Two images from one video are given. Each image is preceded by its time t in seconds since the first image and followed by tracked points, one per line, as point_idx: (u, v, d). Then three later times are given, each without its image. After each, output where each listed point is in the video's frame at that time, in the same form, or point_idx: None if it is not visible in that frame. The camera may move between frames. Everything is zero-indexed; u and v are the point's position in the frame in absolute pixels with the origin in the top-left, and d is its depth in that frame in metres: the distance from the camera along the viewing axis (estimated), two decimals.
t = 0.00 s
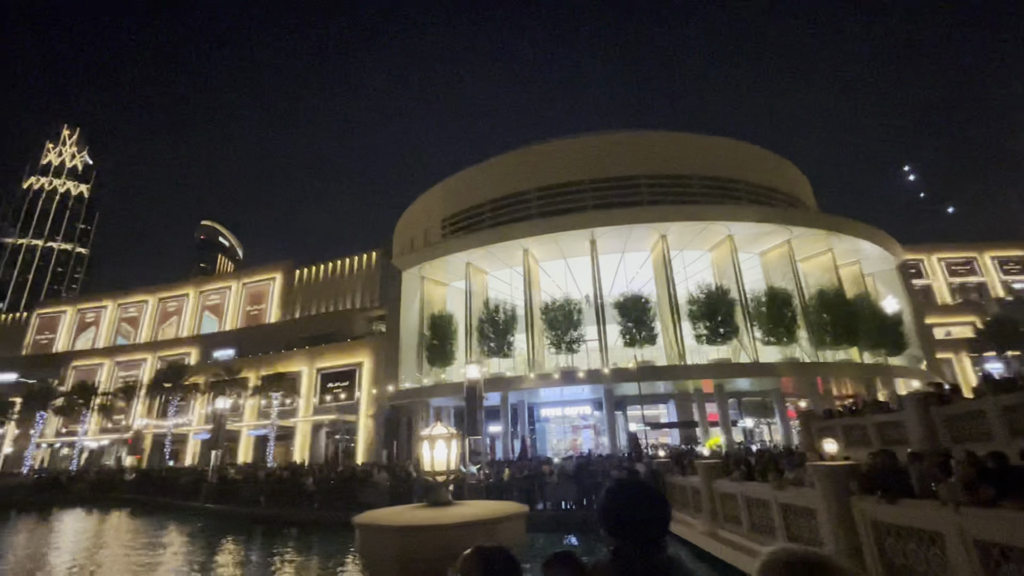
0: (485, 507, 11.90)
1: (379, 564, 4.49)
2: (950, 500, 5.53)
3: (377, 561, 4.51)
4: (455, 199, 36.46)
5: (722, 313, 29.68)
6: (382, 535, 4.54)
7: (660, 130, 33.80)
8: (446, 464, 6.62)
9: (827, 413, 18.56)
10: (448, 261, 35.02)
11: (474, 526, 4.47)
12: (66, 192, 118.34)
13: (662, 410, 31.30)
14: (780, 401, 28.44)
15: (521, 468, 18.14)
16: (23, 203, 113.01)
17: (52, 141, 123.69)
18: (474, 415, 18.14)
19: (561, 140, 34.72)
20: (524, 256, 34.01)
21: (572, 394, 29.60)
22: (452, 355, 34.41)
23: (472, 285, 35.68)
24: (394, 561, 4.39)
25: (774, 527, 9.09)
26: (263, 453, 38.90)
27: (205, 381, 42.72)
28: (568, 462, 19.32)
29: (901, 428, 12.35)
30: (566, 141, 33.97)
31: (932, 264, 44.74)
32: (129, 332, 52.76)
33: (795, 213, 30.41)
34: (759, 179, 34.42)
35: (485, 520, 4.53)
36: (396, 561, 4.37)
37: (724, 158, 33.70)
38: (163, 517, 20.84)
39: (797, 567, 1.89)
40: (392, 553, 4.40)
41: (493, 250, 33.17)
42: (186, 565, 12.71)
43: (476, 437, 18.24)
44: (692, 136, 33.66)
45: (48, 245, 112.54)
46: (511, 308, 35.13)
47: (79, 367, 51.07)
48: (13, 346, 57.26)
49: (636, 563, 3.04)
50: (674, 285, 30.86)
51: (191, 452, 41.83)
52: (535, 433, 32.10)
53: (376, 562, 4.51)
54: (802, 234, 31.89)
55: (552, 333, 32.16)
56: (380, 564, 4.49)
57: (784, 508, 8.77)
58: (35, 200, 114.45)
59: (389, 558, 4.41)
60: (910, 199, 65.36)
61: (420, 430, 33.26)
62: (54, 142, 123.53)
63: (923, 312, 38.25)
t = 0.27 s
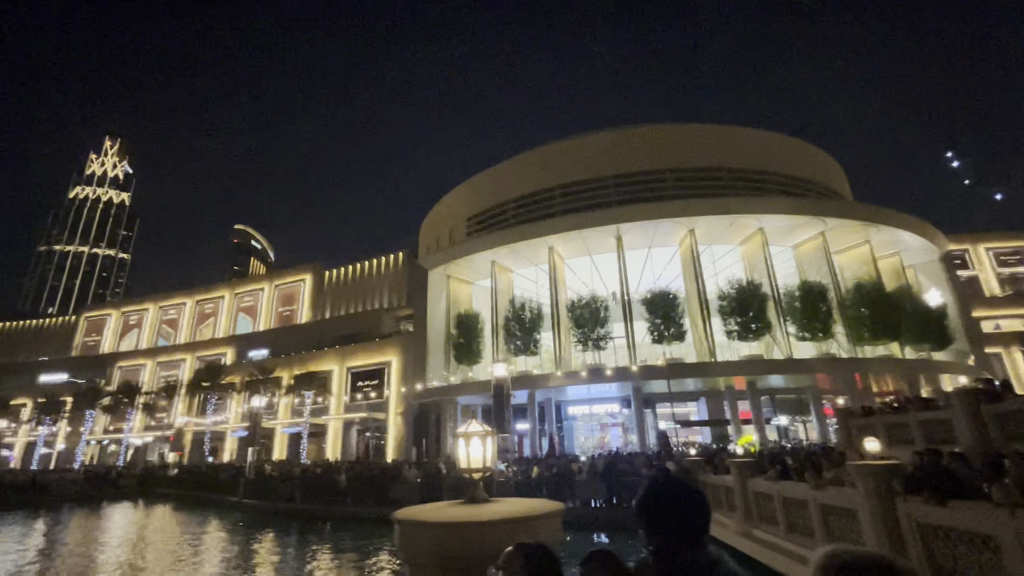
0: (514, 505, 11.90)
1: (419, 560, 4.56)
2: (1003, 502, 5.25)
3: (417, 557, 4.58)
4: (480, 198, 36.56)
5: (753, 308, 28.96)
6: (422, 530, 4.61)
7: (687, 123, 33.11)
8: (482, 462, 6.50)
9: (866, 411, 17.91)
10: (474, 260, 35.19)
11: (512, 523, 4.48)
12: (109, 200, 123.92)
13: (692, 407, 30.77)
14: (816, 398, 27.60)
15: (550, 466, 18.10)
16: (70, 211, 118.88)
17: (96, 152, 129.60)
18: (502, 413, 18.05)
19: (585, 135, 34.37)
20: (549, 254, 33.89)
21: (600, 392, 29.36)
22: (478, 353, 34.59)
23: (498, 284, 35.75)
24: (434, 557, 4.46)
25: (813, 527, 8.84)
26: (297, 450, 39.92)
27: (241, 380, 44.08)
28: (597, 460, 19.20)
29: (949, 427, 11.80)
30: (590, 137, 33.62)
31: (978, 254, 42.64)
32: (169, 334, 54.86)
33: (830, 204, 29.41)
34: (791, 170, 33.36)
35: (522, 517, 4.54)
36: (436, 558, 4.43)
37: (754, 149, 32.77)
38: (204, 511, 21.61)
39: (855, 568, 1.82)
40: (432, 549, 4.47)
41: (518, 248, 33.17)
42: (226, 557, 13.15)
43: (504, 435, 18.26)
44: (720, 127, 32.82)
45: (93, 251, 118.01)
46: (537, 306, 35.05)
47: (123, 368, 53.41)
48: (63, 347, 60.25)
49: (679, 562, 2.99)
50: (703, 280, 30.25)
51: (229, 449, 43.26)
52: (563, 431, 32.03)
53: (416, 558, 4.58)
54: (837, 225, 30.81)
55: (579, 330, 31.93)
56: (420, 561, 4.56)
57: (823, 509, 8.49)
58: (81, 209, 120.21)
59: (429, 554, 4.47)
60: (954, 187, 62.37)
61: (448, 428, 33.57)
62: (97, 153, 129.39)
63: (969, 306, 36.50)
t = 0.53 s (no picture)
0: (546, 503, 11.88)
1: (459, 554, 4.61)
2: None
3: (457, 552, 4.62)
4: (505, 197, 36.67)
5: (787, 303, 28.15)
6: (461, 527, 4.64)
7: (714, 115, 32.43)
8: (518, 459, 6.46)
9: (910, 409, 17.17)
10: (500, 258, 35.29)
11: (551, 520, 4.46)
12: (149, 207, 129.35)
13: (724, 405, 30.20)
14: (855, 395, 26.66)
15: (579, 464, 18.01)
16: (114, 219, 124.81)
17: (136, 161, 135.36)
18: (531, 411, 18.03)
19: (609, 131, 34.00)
20: (575, 251, 33.70)
21: (628, 390, 29.07)
22: (505, 351, 34.68)
23: (523, 282, 35.74)
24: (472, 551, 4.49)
25: (855, 529, 8.53)
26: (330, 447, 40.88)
27: (275, 379, 45.34)
28: (626, 458, 19.00)
29: (1001, 425, 11.19)
30: (614, 132, 33.26)
31: None
32: (207, 335, 56.85)
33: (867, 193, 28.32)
34: (826, 160, 32.24)
35: (560, 514, 4.53)
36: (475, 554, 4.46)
37: (785, 139, 31.75)
38: (243, 506, 22.38)
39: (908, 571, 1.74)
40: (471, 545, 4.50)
41: (543, 246, 33.10)
42: (265, 550, 13.60)
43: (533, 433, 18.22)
44: (749, 118, 31.93)
45: (135, 256, 123.48)
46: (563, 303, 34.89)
47: (165, 368, 55.64)
48: (109, 349, 63.12)
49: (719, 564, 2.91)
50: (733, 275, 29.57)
51: (265, 446, 44.60)
52: (592, 429, 31.86)
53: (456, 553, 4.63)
54: (875, 216, 29.65)
55: (606, 328, 31.63)
56: (460, 555, 4.60)
57: (866, 510, 8.18)
58: (124, 216, 125.83)
59: (468, 551, 4.51)
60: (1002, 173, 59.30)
61: (477, 426, 33.84)
62: (137, 162, 135.14)
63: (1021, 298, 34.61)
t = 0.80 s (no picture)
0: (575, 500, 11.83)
1: (495, 549, 4.66)
2: None
3: (494, 547, 4.68)
4: (529, 194, 36.54)
5: (822, 297, 27.26)
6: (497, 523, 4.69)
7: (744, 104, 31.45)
8: (553, 456, 6.40)
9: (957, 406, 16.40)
10: (525, 256, 35.27)
11: (585, 518, 4.42)
12: (186, 212, 134.43)
13: (757, 402, 29.52)
14: (897, 392, 25.66)
15: (608, 462, 17.86)
16: (155, 225, 130.13)
17: (173, 168, 140.73)
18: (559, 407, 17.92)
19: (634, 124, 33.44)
20: (601, 247, 33.41)
21: (657, 387, 28.70)
22: (532, 349, 34.69)
23: (549, 279, 35.65)
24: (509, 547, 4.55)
25: (900, 531, 8.20)
26: (361, 443, 41.73)
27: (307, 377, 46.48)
28: (657, 456, 18.76)
29: None
30: (639, 126, 32.70)
31: None
32: (242, 334, 58.71)
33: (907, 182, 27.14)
34: (863, 148, 30.94)
35: (595, 511, 4.48)
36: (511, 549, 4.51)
37: (818, 127, 30.57)
38: (279, 500, 23.08)
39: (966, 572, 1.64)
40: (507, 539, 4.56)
41: (569, 243, 32.94)
42: (301, 543, 13.99)
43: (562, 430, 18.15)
44: (780, 106, 30.85)
45: (174, 260, 128.46)
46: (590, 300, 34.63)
47: (204, 367, 57.73)
48: (152, 349, 65.85)
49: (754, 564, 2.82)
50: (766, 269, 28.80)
51: (299, 442, 45.83)
52: (621, 427, 31.58)
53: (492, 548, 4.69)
54: (916, 205, 28.40)
55: (634, 324, 31.25)
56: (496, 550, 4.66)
57: (911, 511, 7.85)
58: (163, 221, 131.06)
59: (505, 546, 4.56)
60: None
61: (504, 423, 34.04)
62: (175, 169, 140.45)
63: None
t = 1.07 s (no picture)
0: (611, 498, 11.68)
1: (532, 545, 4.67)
2: None
3: (531, 543, 4.67)
4: (555, 190, 36.30)
5: (860, 290, 26.32)
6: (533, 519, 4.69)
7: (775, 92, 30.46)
8: (588, 452, 6.39)
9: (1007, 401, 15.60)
10: (550, 252, 35.18)
11: (622, 515, 4.34)
12: (220, 218, 138.99)
13: (791, 399, 28.75)
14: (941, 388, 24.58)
15: (637, 460, 17.67)
16: (191, 230, 135.07)
17: (207, 175, 145.70)
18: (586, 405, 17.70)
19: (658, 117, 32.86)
20: (627, 243, 33.06)
21: (687, 384, 28.21)
22: (559, 346, 34.61)
23: (575, 276, 35.50)
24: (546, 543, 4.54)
25: (947, 532, 7.84)
26: (391, 441, 42.38)
27: (338, 376, 47.47)
28: (687, 454, 18.48)
29: None
30: (664, 118, 32.11)
31: None
32: (275, 335, 60.34)
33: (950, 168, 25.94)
34: (902, 134, 29.64)
35: (634, 510, 4.39)
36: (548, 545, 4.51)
37: (853, 113, 29.38)
38: (314, 496, 23.65)
39: None
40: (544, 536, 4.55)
41: (594, 238, 32.72)
42: (335, 538, 14.30)
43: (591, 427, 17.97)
44: (811, 93, 29.76)
45: (210, 264, 133.00)
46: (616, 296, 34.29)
47: (239, 367, 59.57)
48: (190, 349, 68.31)
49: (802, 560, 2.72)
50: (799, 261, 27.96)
51: (331, 440, 46.91)
52: (650, 424, 31.18)
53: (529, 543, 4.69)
54: (960, 192, 27.11)
55: (662, 320, 30.80)
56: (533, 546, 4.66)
57: (959, 511, 7.50)
58: (199, 226, 135.81)
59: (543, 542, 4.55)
60: None
61: (531, 420, 33.93)
62: (209, 176, 145.35)
63: None
